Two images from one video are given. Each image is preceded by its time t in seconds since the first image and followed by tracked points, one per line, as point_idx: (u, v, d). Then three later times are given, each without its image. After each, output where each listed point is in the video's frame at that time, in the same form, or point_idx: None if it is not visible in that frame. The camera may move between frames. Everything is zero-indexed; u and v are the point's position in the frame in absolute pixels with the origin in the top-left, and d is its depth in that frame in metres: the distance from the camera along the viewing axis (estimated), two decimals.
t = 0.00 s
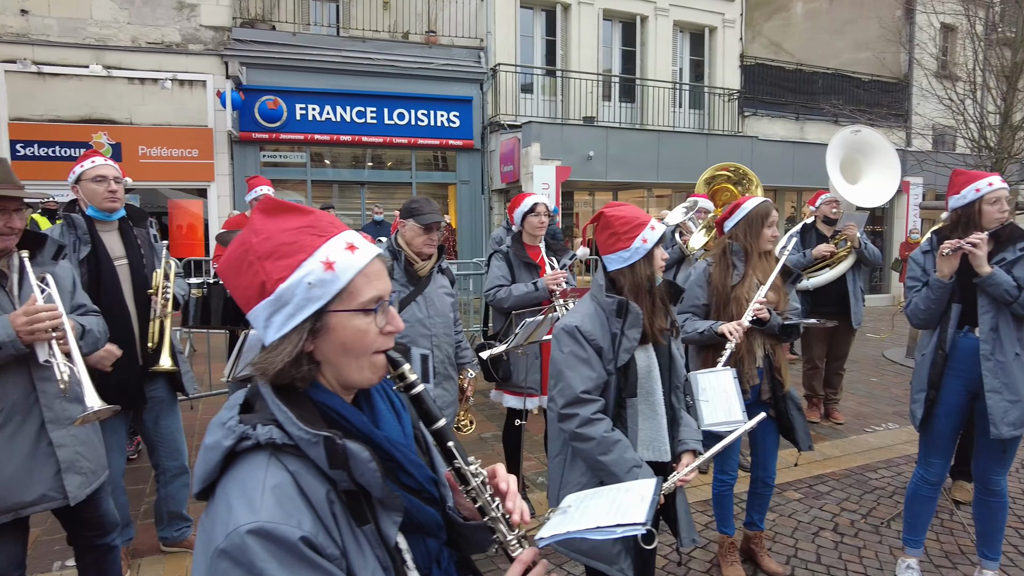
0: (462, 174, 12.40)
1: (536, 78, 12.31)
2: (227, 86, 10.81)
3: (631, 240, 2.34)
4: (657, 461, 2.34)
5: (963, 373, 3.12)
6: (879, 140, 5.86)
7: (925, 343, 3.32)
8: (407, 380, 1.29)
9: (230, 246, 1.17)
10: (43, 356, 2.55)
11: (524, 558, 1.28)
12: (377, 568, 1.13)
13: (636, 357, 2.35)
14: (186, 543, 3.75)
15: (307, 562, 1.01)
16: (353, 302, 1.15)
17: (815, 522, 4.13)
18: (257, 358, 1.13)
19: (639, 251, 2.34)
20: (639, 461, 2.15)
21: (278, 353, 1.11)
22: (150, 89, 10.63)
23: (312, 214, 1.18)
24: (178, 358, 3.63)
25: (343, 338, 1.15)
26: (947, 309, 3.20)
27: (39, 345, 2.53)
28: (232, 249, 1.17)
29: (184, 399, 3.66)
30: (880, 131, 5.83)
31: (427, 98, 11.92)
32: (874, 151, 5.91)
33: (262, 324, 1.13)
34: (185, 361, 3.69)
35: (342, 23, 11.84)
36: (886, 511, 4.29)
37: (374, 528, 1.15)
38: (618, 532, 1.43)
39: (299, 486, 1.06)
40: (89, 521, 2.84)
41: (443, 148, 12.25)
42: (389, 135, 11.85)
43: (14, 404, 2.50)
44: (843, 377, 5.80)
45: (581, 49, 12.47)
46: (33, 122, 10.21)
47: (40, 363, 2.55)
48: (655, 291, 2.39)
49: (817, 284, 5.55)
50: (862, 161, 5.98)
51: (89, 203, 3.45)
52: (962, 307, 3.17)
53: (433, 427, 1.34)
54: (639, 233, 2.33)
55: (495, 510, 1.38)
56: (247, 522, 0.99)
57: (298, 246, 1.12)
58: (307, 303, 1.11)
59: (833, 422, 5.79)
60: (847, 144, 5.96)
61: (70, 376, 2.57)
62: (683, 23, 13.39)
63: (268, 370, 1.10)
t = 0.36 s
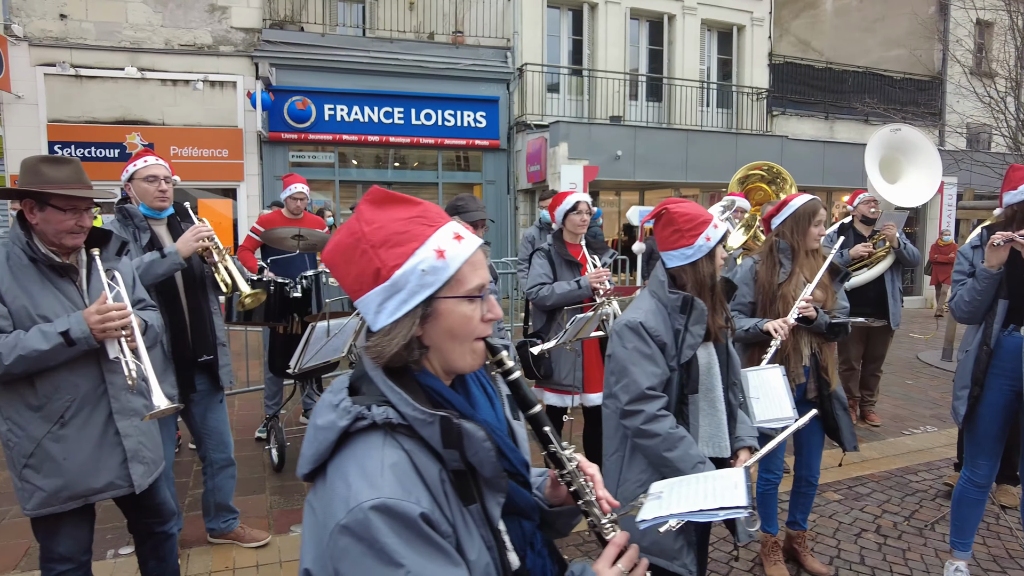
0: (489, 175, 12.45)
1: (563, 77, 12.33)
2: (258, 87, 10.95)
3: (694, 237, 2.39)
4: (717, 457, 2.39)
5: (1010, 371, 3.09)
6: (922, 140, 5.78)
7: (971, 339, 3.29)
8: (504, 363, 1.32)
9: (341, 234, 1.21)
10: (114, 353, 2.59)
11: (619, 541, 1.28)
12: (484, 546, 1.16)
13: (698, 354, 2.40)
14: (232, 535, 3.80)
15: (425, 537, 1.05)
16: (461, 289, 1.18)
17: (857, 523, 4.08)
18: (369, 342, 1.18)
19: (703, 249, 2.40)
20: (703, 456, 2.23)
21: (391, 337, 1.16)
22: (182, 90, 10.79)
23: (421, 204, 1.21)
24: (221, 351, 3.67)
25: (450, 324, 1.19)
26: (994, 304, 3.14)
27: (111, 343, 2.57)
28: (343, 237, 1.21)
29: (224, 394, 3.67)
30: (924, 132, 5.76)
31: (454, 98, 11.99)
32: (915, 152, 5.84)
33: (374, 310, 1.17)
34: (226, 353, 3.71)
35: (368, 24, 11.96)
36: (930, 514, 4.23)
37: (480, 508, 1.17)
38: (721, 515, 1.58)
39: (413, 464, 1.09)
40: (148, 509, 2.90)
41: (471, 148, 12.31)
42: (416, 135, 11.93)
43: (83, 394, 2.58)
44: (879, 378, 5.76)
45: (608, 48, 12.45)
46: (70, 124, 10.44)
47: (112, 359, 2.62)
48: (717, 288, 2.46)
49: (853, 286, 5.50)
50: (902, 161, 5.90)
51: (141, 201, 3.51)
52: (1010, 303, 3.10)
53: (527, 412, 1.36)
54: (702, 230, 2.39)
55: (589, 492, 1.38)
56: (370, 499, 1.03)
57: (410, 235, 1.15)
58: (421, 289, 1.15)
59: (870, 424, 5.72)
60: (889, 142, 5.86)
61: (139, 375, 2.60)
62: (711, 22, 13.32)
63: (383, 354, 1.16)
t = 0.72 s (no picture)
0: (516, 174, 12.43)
1: (591, 76, 12.21)
2: (289, 86, 11.05)
3: (774, 232, 2.46)
4: (794, 454, 2.43)
5: None
6: (976, 138, 5.64)
7: None
8: (630, 355, 1.23)
9: (465, 220, 1.20)
10: (194, 322, 2.57)
11: (747, 533, 1.28)
12: (617, 540, 1.14)
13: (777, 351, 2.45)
14: (284, 528, 3.81)
15: (568, 527, 1.03)
16: (592, 276, 1.18)
17: (913, 527, 4.00)
18: (499, 329, 1.18)
19: (782, 243, 2.46)
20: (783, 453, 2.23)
21: (523, 323, 1.16)
22: (215, 90, 10.92)
23: (548, 189, 1.20)
24: (274, 343, 3.68)
25: (580, 311, 1.17)
26: None
27: (190, 312, 2.55)
28: (467, 221, 1.20)
29: (277, 386, 3.67)
30: (978, 129, 5.62)
31: (483, 98, 11.99)
32: (967, 150, 5.71)
33: (504, 295, 1.16)
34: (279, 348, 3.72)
35: (395, 24, 12.00)
36: (988, 518, 4.12)
37: (612, 499, 1.15)
38: (868, 509, 1.48)
39: (552, 453, 1.08)
40: (210, 501, 2.87)
41: (499, 148, 12.30)
42: (445, 135, 11.96)
43: (150, 382, 2.58)
44: (925, 379, 5.65)
45: (637, 46, 12.37)
46: (107, 124, 10.62)
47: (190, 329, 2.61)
48: (796, 281, 2.51)
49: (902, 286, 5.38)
50: (952, 159, 5.78)
51: (200, 196, 3.58)
52: None
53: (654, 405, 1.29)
54: (782, 224, 2.45)
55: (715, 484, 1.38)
56: (515, 486, 1.01)
57: (544, 221, 1.15)
58: (554, 275, 1.14)
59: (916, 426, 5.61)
60: (939, 139, 5.75)
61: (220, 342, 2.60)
62: (740, 19, 13.17)
63: (515, 342, 1.16)
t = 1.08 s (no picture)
0: (564, 171, 12.35)
1: (640, 72, 12.03)
2: (341, 86, 11.21)
3: (874, 221, 2.36)
4: (893, 455, 2.32)
5: None
6: None
7: None
8: (765, 346, 1.22)
9: (594, 195, 1.15)
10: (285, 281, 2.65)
11: (891, 536, 1.25)
12: (758, 539, 1.07)
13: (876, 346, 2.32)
14: (349, 520, 3.82)
15: (715, 523, 0.97)
16: (733, 258, 1.12)
17: (1001, 537, 3.78)
18: (628, 311, 1.12)
19: (880, 234, 2.36)
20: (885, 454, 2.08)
21: (657, 307, 1.10)
22: (269, 90, 11.15)
23: (684, 164, 1.15)
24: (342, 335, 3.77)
25: (717, 296, 1.11)
26: None
27: (280, 271, 2.62)
28: (595, 198, 1.14)
29: (345, 379, 3.71)
30: None
31: (531, 95, 11.95)
32: None
33: (635, 276, 1.11)
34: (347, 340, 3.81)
35: (443, 22, 12.06)
36: None
37: (753, 495, 1.09)
38: None
39: (695, 443, 1.02)
40: (284, 491, 2.84)
41: (549, 145, 12.24)
42: (493, 133, 11.97)
43: (233, 370, 2.58)
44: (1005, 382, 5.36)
45: (688, 41, 12.15)
46: (168, 124, 10.97)
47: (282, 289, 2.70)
48: (895, 273, 2.40)
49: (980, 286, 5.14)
50: None
51: (271, 189, 3.61)
52: None
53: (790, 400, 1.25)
54: (881, 214, 2.36)
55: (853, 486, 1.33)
56: (663, 478, 0.95)
57: (683, 197, 1.09)
58: (693, 255, 1.08)
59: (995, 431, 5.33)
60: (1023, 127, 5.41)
61: (315, 292, 2.75)
62: (795, 12, 12.78)
63: (649, 327, 1.10)
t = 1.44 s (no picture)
0: (587, 172, 12.29)
1: (664, 71, 11.93)
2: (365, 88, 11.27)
3: (922, 226, 2.29)
4: (942, 466, 2.25)
5: None
6: None
7: None
8: (839, 362, 1.26)
9: (660, 209, 1.14)
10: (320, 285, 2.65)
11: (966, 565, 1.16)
12: (831, 565, 1.03)
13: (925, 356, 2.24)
14: (379, 523, 3.83)
15: (792, 552, 0.94)
16: (806, 273, 1.10)
17: None
18: (700, 330, 1.12)
19: (930, 239, 2.30)
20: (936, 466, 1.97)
21: (731, 325, 1.09)
22: (294, 93, 11.23)
23: (754, 177, 1.13)
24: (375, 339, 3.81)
25: (791, 311, 1.09)
26: None
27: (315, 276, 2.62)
28: (661, 213, 1.14)
29: (378, 383, 3.74)
30: None
31: (554, 95, 11.91)
32: None
33: (705, 294, 1.10)
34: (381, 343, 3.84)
35: (465, 24, 12.08)
36: None
37: (826, 519, 1.06)
38: None
39: (770, 465, 0.99)
40: (320, 498, 2.85)
41: (572, 145, 12.18)
42: (516, 134, 11.96)
43: (270, 377, 2.59)
44: None
45: (712, 40, 12.03)
46: (195, 127, 11.13)
47: (319, 295, 2.73)
48: (943, 278, 2.36)
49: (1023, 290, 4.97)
50: None
51: (305, 195, 3.65)
52: None
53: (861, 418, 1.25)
54: (930, 219, 2.28)
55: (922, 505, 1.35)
56: (740, 504, 0.92)
57: (755, 211, 1.08)
58: (767, 272, 1.06)
59: None
60: None
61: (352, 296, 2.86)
62: (822, 9, 12.59)
63: (724, 346, 1.09)
